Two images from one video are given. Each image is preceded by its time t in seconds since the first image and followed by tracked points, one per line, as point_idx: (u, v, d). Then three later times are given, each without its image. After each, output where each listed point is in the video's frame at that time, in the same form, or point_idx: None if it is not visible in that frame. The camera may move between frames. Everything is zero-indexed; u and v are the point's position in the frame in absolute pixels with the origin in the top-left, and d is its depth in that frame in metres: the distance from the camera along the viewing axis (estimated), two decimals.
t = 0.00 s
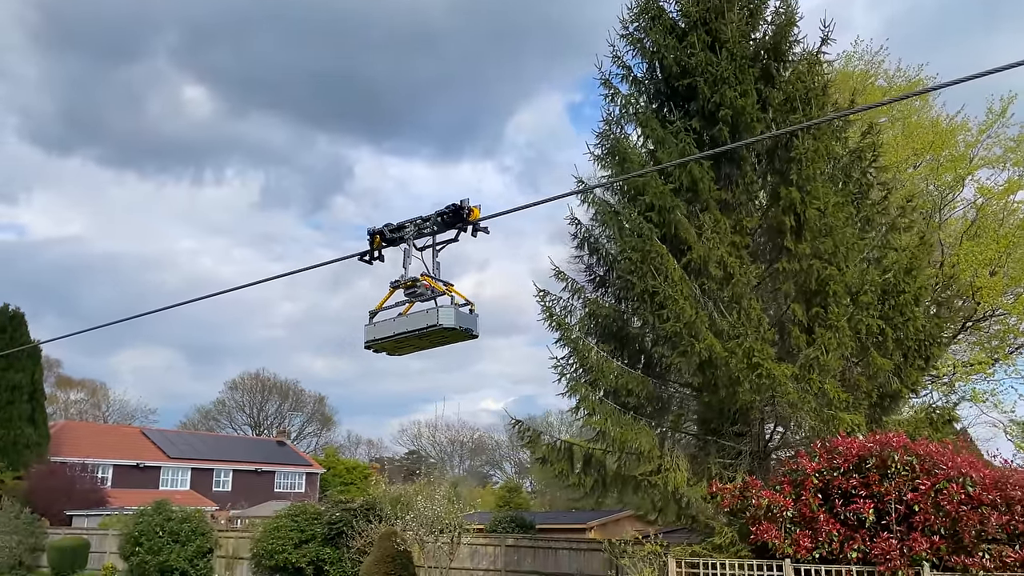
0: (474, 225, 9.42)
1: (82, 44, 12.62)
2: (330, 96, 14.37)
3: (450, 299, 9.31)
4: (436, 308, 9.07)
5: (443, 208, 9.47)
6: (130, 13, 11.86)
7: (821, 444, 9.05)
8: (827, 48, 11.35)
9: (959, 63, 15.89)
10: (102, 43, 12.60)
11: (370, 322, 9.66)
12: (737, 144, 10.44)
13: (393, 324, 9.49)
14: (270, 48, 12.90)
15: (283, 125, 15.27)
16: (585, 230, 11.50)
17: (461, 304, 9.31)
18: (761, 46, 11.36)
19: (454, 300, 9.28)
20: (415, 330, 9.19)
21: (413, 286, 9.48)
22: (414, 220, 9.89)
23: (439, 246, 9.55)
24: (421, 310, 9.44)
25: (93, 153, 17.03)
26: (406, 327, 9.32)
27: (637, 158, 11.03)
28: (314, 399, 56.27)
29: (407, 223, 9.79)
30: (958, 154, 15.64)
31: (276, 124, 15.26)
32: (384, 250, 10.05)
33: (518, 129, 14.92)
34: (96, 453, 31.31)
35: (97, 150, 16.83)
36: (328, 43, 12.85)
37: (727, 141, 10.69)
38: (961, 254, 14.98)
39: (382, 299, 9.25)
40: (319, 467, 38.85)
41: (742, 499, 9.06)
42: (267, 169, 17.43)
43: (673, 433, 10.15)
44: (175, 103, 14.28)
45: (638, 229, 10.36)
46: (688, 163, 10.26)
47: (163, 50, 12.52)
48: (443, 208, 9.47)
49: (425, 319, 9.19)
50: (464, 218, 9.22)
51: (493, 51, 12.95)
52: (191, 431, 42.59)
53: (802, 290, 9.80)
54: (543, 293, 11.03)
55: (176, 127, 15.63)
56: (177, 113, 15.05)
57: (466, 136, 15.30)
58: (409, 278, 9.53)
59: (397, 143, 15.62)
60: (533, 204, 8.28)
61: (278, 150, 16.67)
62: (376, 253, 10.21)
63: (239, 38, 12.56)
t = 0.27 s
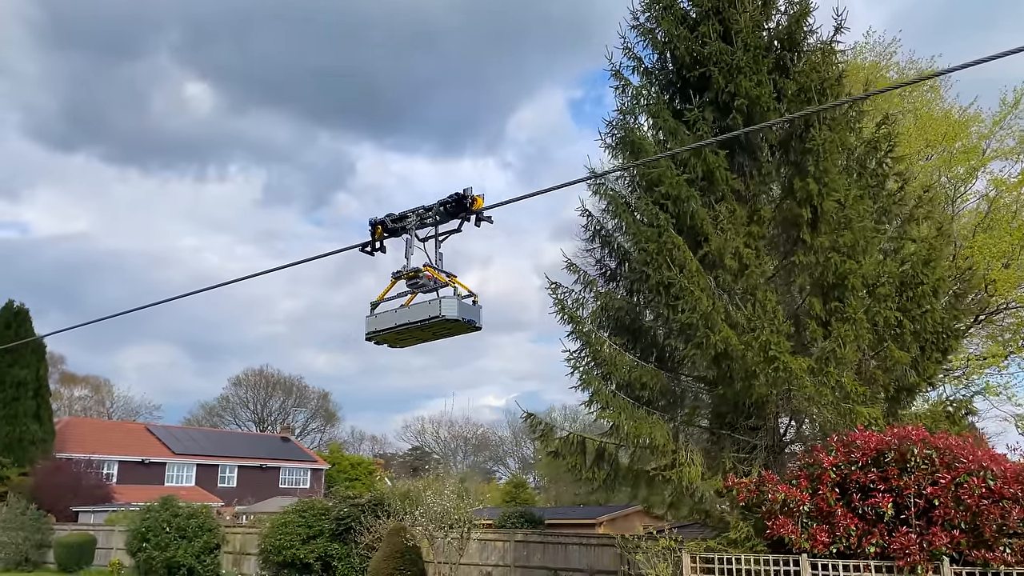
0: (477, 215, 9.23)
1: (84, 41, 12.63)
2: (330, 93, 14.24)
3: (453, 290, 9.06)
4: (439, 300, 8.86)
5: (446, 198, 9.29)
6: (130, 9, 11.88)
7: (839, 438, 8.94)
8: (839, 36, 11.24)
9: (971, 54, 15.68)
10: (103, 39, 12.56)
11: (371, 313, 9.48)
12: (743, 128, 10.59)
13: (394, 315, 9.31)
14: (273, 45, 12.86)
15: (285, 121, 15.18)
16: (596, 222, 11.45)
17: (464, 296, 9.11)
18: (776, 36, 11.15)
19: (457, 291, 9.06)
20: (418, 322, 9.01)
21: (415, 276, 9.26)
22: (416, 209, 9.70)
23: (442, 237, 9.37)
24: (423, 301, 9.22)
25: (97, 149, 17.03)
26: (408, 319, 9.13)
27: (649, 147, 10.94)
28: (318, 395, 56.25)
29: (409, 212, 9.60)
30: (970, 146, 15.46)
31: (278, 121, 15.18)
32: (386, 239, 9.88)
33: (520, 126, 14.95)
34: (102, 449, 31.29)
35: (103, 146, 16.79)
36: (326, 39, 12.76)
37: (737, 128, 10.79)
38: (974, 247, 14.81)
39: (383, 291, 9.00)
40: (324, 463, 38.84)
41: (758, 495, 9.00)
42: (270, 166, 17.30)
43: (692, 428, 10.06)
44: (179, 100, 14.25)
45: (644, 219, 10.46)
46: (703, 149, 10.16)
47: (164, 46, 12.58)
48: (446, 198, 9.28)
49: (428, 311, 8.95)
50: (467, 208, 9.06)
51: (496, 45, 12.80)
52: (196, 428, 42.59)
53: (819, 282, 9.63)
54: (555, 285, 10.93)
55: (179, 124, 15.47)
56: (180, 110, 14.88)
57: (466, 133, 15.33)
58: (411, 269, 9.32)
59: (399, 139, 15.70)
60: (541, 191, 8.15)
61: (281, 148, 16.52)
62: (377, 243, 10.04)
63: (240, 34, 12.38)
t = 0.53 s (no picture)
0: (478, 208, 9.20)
1: (87, 40, 12.60)
2: (330, 87, 14.33)
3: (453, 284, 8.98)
4: (438, 295, 8.78)
5: (446, 190, 9.31)
6: (135, 8, 11.82)
7: (858, 434, 8.81)
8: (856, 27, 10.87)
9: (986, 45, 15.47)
10: (107, 38, 12.51)
11: (369, 308, 9.41)
12: (757, 118, 10.39)
13: (393, 310, 9.23)
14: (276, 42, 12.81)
15: (287, 118, 15.34)
16: (608, 216, 11.34)
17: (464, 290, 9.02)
18: (791, 26, 11.01)
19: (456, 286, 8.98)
20: (417, 317, 8.94)
21: (413, 270, 9.18)
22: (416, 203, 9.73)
23: (441, 230, 9.36)
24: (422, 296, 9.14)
25: (103, 147, 17.03)
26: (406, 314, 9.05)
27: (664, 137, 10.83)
28: (323, 392, 56.27)
29: (408, 206, 9.62)
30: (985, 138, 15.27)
31: (280, 117, 15.31)
32: (385, 233, 9.90)
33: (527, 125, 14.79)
34: (109, 447, 31.30)
35: (109, 143, 16.73)
36: (326, 35, 12.71)
37: (750, 115, 10.61)
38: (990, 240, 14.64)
39: (382, 285, 8.90)
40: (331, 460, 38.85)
41: (775, 491, 8.87)
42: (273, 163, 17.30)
43: (709, 425, 9.88)
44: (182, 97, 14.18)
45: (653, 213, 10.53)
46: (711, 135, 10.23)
47: (169, 45, 12.55)
48: (446, 190, 9.31)
49: (427, 306, 8.87)
50: (467, 200, 9.08)
51: (497, 44, 12.68)
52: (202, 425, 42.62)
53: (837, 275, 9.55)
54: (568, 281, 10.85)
55: (184, 123, 15.41)
56: (184, 108, 14.85)
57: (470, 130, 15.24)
58: (409, 262, 9.23)
59: (401, 138, 15.61)
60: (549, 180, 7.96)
61: (285, 144, 16.53)
62: (376, 237, 10.08)
63: (242, 33, 12.36)
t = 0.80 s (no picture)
0: (480, 205, 9.15)
1: (92, 40, 12.55)
2: (330, 87, 14.46)
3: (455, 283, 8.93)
4: (440, 294, 8.70)
5: (447, 187, 9.23)
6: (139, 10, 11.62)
7: (880, 432, 8.68)
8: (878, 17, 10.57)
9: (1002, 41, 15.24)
10: (112, 39, 12.45)
11: (370, 308, 9.33)
12: (774, 112, 10.24)
13: (395, 310, 9.14)
14: (283, 46, 12.78)
15: (288, 121, 15.38)
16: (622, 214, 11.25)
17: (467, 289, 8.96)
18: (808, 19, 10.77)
19: (460, 284, 8.92)
20: (419, 317, 8.85)
21: (416, 269, 9.10)
22: (416, 200, 9.64)
23: (443, 227, 9.27)
24: (424, 295, 9.06)
25: (110, 147, 17.03)
26: (408, 313, 8.96)
27: (672, 129, 10.99)
28: (330, 391, 56.29)
29: (409, 203, 9.53)
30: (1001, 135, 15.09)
31: (282, 120, 15.34)
32: (385, 231, 9.82)
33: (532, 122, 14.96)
34: (117, 446, 31.29)
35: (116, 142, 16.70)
36: (328, 38, 12.57)
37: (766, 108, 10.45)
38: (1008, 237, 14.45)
39: (383, 284, 8.85)
40: (339, 459, 38.90)
41: (796, 490, 8.73)
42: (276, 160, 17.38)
43: (724, 419, 9.88)
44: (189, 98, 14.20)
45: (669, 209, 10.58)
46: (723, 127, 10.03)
47: (174, 44, 12.45)
48: (447, 187, 9.23)
49: (429, 305, 8.82)
50: (470, 196, 9.01)
51: (500, 44, 12.58)
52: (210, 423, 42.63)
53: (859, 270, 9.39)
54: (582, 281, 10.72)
55: (190, 121, 15.42)
56: (189, 107, 14.83)
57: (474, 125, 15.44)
58: (411, 262, 9.15)
59: (407, 136, 15.77)
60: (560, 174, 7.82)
61: (290, 143, 16.51)
62: (377, 235, 10.02)
63: (244, 35, 12.27)
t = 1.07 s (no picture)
0: (484, 200, 9.17)
1: (100, 43, 12.52)
2: (339, 88, 14.24)
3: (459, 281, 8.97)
4: (444, 292, 8.73)
5: (451, 183, 9.23)
6: (149, 11, 11.65)
7: (901, 431, 8.56)
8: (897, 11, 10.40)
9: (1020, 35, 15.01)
10: (120, 42, 12.40)
11: (374, 306, 9.37)
12: (791, 106, 10.03)
13: (398, 308, 9.17)
14: (288, 46, 12.76)
15: (293, 121, 15.40)
16: (634, 212, 11.04)
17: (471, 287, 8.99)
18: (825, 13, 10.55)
19: (464, 282, 8.95)
20: (423, 315, 8.88)
21: (419, 267, 9.11)
22: (419, 197, 9.66)
23: (447, 224, 9.27)
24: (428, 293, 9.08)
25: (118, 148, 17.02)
26: (412, 312, 9.00)
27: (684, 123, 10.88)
28: (337, 390, 56.27)
29: (411, 200, 9.56)
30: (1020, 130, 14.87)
31: (287, 120, 15.37)
32: (388, 228, 9.86)
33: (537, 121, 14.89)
34: (127, 445, 31.31)
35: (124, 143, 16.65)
36: (333, 40, 12.52)
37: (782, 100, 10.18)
38: None
39: (387, 282, 8.89)
40: (347, 459, 38.86)
41: (816, 490, 8.60)
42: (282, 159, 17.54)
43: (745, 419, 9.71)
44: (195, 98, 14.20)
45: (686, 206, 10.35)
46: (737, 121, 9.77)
47: (183, 45, 12.44)
48: (451, 183, 9.23)
49: (433, 303, 8.85)
50: (473, 192, 9.00)
51: (505, 45, 12.47)
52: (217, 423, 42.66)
53: (877, 263, 9.39)
54: (597, 279, 10.60)
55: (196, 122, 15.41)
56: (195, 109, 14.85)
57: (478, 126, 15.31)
58: (414, 259, 9.16)
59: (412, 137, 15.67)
60: (573, 167, 7.78)
61: (296, 143, 16.71)
62: (379, 233, 10.03)
63: (250, 35, 12.29)
